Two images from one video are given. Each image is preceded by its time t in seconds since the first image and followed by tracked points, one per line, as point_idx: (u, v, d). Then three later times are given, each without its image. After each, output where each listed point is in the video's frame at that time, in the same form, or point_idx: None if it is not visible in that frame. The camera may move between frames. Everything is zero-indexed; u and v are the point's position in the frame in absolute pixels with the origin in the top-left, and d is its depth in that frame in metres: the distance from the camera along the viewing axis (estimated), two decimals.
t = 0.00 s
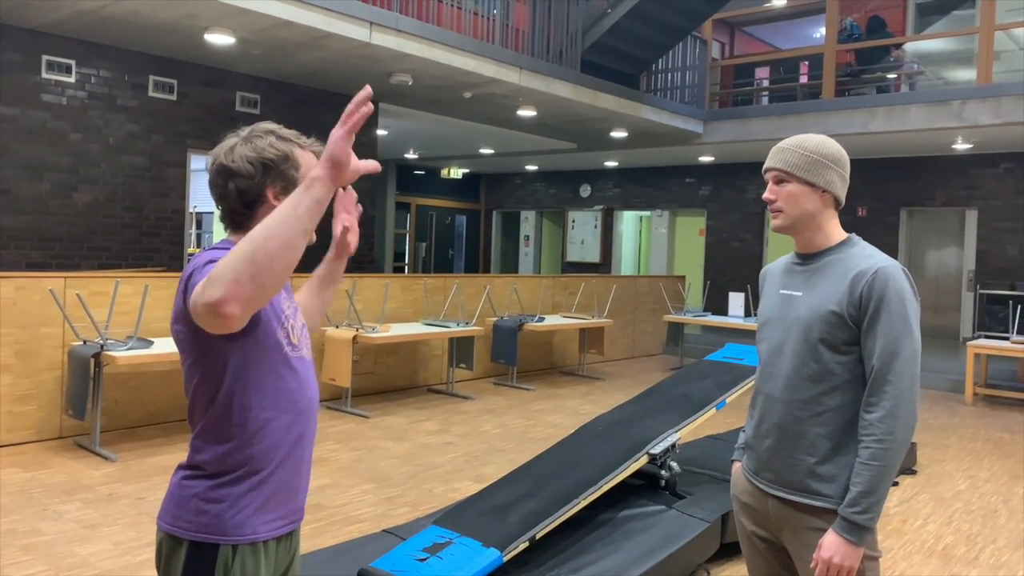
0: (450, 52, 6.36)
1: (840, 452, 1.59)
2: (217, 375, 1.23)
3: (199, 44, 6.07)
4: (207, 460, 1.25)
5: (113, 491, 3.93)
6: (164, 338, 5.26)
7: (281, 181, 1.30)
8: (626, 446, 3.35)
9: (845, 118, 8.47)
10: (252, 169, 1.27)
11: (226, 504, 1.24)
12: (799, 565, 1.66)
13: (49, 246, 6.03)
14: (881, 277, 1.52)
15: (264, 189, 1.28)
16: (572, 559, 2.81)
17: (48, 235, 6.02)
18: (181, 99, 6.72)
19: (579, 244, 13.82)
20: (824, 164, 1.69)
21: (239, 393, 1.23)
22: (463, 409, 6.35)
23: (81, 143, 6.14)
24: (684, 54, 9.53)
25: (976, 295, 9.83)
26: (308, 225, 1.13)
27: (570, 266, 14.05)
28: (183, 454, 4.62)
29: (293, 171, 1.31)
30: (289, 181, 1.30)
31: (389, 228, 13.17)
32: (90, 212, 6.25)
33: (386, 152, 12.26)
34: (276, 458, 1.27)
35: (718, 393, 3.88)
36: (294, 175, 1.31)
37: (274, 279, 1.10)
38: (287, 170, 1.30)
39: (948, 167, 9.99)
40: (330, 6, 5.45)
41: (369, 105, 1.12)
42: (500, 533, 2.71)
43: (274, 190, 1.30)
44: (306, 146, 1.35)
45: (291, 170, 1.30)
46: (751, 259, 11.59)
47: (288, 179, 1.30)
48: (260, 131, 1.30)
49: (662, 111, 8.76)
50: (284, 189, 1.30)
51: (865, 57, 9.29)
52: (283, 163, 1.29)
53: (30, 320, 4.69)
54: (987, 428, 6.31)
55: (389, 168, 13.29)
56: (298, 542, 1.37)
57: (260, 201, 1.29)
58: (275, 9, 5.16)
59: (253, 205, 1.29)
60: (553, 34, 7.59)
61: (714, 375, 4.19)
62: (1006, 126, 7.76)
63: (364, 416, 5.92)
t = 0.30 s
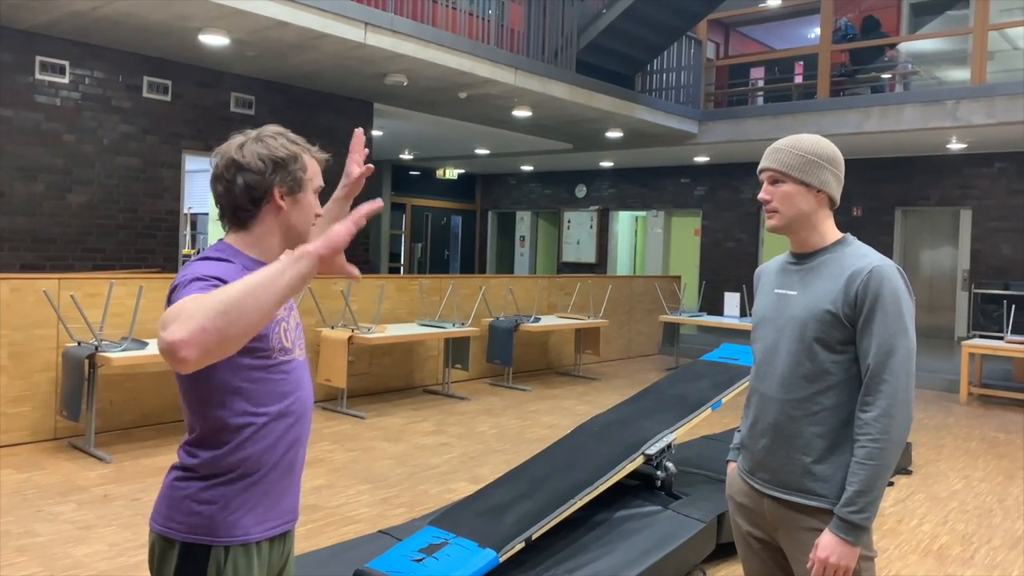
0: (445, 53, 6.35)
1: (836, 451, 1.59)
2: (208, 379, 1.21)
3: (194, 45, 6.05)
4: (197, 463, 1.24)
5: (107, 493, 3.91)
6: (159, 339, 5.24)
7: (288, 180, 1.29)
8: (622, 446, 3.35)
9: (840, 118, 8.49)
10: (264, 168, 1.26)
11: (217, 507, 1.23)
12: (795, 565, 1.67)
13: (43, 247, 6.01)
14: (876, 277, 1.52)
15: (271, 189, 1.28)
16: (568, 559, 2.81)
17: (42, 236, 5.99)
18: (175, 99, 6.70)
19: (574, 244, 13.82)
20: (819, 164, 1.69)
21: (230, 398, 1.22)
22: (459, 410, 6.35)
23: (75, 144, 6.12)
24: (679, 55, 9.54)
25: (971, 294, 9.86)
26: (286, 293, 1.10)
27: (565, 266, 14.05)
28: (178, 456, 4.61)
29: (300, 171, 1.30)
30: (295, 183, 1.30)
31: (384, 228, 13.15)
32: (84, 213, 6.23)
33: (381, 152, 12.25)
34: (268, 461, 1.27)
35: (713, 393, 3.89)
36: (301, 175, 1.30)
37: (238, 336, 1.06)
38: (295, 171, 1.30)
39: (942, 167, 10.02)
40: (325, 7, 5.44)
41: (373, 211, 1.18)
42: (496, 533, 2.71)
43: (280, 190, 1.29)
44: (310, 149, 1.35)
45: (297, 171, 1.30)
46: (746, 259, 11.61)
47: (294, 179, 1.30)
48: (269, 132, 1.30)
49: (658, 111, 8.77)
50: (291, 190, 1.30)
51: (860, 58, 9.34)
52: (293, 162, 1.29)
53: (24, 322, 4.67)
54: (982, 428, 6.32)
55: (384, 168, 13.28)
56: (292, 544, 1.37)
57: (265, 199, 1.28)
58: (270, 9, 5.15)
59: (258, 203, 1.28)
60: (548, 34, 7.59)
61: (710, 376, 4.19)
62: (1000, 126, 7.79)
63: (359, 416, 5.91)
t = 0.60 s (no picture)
0: (442, 53, 6.35)
1: (832, 451, 1.59)
2: (205, 375, 1.22)
3: (190, 45, 6.04)
4: (192, 461, 1.24)
5: (104, 494, 3.90)
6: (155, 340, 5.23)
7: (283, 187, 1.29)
8: (619, 447, 3.35)
9: (836, 118, 8.50)
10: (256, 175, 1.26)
11: (212, 505, 1.23)
12: (792, 565, 1.67)
13: (39, 248, 5.99)
14: (872, 276, 1.52)
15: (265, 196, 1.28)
16: (565, 560, 2.81)
17: (39, 237, 5.98)
18: (172, 100, 6.69)
19: (572, 245, 13.82)
20: (816, 164, 1.69)
21: (225, 395, 1.22)
22: (456, 410, 6.34)
23: (71, 144, 6.11)
24: (676, 55, 9.55)
25: (967, 294, 9.88)
26: (265, 215, 1.10)
27: (563, 267, 14.06)
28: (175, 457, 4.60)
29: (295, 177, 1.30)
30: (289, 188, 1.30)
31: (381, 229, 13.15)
32: (80, 214, 6.21)
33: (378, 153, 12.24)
34: (262, 461, 1.26)
35: (710, 393, 3.89)
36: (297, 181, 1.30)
37: (229, 272, 1.06)
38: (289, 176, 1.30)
39: (939, 167, 10.04)
40: (321, 7, 5.44)
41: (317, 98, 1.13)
42: (493, 534, 2.71)
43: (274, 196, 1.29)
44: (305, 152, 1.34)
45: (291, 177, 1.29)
46: (743, 260, 11.63)
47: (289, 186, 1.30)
48: (264, 136, 1.30)
49: (654, 111, 8.78)
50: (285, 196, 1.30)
51: (856, 59, 9.36)
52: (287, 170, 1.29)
53: (20, 322, 4.66)
54: (978, 428, 6.33)
55: (381, 169, 13.28)
56: (288, 545, 1.36)
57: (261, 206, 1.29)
58: (266, 9, 5.15)
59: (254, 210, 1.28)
60: (545, 34, 7.59)
61: (707, 376, 4.19)
62: (996, 127, 7.80)
63: (357, 417, 5.90)
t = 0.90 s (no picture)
0: (440, 52, 6.35)
1: (830, 449, 1.59)
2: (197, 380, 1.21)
3: (187, 44, 6.03)
4: (186, 465, 1.23)
5: (100, 493, 3.89)
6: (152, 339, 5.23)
7: (253, 189, 1.28)
8: (616, 446, 3.35)
9: (834, 118, 8.51)
10: (221, 179, 1.27)
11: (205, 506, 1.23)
12: (789, 564, 1.67)
13: (36, 247, 5.98)
14: (870, 276, 1.52)
15: (235, 200, 1.29)
16: (562, 559, 2.81)
17: (35, 236, 5.97)
18: (169, 99, 6.68)
19: (569, 245, 13.82)
20: (814, 163, 1.70)
21: (218, 399, 1.22)
22: (454, 410, 6.34)
23: (68, 143, 6.10)
24: (674, 55, 9.55)
25: (964, 294, 9.90)
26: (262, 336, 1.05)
27: (560, 266, 14.06)
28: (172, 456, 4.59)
29: (266, 178, 1.29)
30: (262, 189, 1.29)
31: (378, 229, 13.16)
32: (77, 213, 6.20)
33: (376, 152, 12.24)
34: (257, 463, 1.26)
35: (708, 392, 3.89)
36: (267, 181, 1.29)
37: (204, 369, 1.03)
38: (262, 177, 1.28)
39: (936, 167, 10.05)
40: (319, 6, 5.44)
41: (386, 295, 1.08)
42: (490, 533, 2.71)
43: (247, 199, 1.29)
44: (281, 147, 1.32)
45: (262, 178, 1.28)
46: (741, 259, 11.64)
47: (259, 186, 1.28)
48: (231, 135, 1.29)
49: (652, 111, 8.78)
50: (258, 197, 1.29)
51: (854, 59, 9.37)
52: (251, 172, 1.27)
53: (17, 321, 4.65)
54: (974, 427, 6.35)
55: (379, 168, 13.28)
56: (284, 543, 1.37)
57: (234, 210, 1.30)
58: (264, 9, 5.15)
59: (229, 214, 1.30)
60: (543, 34, 7.58)
61: (704, 375, 4.20)
62: (993, 127, 7.82)
63: (354, 416, 5.90)
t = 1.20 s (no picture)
0: (437, 52, 6.34)
1: (827, 449, 1.60)
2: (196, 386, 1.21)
3: (183, 43, 6.02)
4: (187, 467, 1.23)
5: (97, 493, 3.89)
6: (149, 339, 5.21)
7: (250, 188, 1.28)
8: (614, 446, 3.35)
9: (830, 118, 8.52)
10: (218, 182, 1.27)
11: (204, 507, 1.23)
12: (786, 563, 1.67)
13: (32, 246, 5.97)
14: (867, 276, 1.53)
15: (235, 201, 1.29)
16: (559, 559, 2.81)
17: (31, 235, 5.95)
18: (165, 98, 6.67)
19: (566, 244, 13.82)
20: (810, 164, 1.70)
21: (218, 403, 1.22)
22: (451, 409, 6.34)
23: (64, 142, 6.08)
24: (671, 54, 9.55)
25: (960, 294, 9.93)
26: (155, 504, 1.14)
27: (557, 266, 14.06)
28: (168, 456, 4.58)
29: (262, 176, 1.28)
30: (259, 187, 1.29)
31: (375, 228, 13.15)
32: (73, 212, 6.18)
33: (373, 152, 12.22)
34: (257, 466, 1.26)
35: (704, 392, 3.90)
36: (264, 179, 1.28)
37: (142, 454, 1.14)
38: (259, 176, 1.28)
39: (932, 167, 10.08)
40: (316, 6, 5.43)
41: None
42: (487, 533, 2.71)
43: (246, 199, 1.29)
44: (275, 143, 1.32)
45: (258, 176, 1.28)
46: (737, 259, 11.65)
47: (257, 184, 1.28)
48: (224, 138, 1.30)
49: (649, 111, 8.79)
50: (257, 195, 1.29)
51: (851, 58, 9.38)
52: (247, 170, 1.27)
53: (12, 321, 4.63)
54: (970, 427, 6.36)
55: (376, 168, 13.27)
56: (282, 544, 1.37)
57: (234, 211, 1.30)
58: (261, 9, 5.14)
59: (229, 216, 1.30)
60: (540, 34, 7.58)
61: (700, 375, 4.20)
62: (989, 127, 7.84)
63: (351, 416, 5.89)
